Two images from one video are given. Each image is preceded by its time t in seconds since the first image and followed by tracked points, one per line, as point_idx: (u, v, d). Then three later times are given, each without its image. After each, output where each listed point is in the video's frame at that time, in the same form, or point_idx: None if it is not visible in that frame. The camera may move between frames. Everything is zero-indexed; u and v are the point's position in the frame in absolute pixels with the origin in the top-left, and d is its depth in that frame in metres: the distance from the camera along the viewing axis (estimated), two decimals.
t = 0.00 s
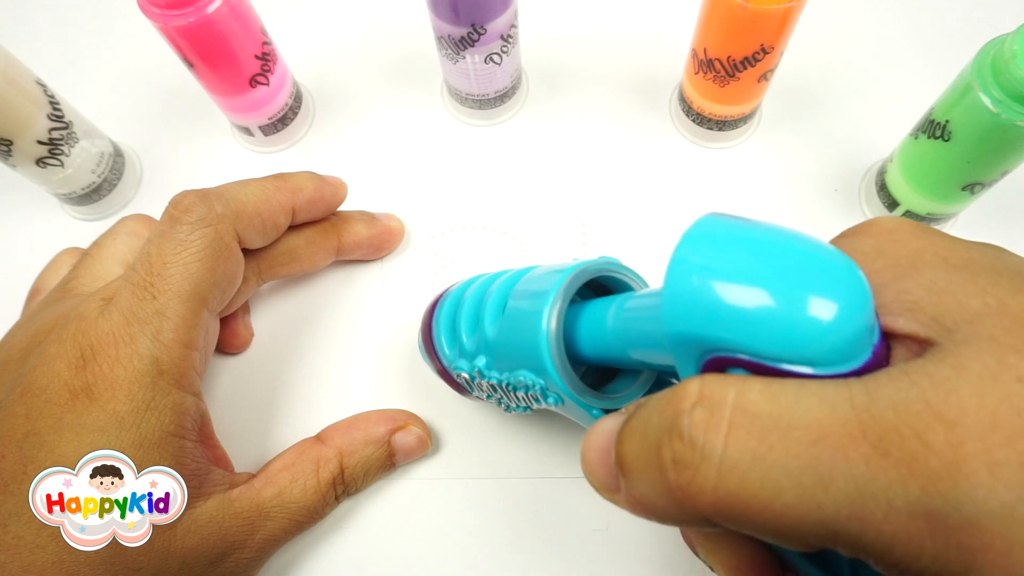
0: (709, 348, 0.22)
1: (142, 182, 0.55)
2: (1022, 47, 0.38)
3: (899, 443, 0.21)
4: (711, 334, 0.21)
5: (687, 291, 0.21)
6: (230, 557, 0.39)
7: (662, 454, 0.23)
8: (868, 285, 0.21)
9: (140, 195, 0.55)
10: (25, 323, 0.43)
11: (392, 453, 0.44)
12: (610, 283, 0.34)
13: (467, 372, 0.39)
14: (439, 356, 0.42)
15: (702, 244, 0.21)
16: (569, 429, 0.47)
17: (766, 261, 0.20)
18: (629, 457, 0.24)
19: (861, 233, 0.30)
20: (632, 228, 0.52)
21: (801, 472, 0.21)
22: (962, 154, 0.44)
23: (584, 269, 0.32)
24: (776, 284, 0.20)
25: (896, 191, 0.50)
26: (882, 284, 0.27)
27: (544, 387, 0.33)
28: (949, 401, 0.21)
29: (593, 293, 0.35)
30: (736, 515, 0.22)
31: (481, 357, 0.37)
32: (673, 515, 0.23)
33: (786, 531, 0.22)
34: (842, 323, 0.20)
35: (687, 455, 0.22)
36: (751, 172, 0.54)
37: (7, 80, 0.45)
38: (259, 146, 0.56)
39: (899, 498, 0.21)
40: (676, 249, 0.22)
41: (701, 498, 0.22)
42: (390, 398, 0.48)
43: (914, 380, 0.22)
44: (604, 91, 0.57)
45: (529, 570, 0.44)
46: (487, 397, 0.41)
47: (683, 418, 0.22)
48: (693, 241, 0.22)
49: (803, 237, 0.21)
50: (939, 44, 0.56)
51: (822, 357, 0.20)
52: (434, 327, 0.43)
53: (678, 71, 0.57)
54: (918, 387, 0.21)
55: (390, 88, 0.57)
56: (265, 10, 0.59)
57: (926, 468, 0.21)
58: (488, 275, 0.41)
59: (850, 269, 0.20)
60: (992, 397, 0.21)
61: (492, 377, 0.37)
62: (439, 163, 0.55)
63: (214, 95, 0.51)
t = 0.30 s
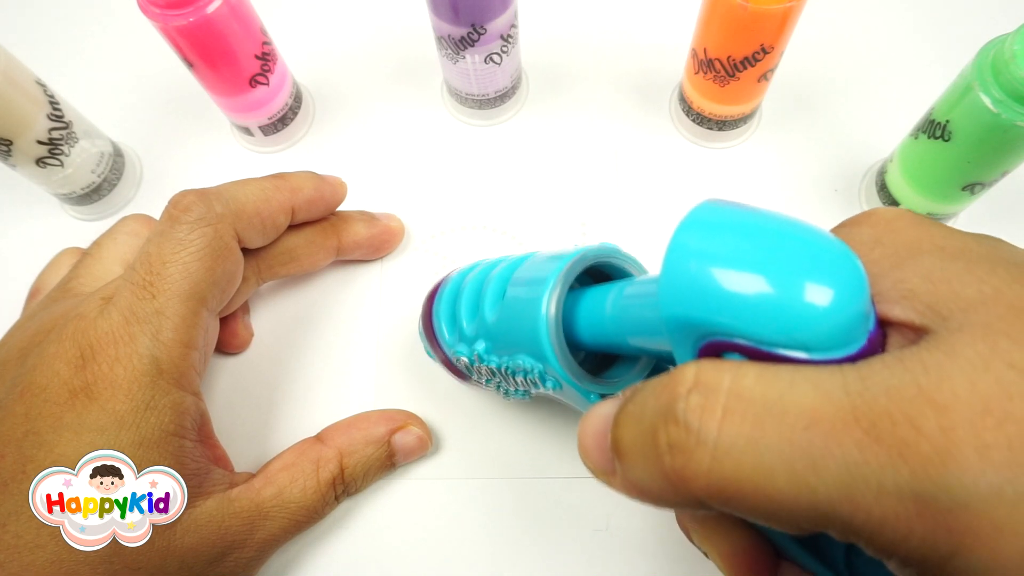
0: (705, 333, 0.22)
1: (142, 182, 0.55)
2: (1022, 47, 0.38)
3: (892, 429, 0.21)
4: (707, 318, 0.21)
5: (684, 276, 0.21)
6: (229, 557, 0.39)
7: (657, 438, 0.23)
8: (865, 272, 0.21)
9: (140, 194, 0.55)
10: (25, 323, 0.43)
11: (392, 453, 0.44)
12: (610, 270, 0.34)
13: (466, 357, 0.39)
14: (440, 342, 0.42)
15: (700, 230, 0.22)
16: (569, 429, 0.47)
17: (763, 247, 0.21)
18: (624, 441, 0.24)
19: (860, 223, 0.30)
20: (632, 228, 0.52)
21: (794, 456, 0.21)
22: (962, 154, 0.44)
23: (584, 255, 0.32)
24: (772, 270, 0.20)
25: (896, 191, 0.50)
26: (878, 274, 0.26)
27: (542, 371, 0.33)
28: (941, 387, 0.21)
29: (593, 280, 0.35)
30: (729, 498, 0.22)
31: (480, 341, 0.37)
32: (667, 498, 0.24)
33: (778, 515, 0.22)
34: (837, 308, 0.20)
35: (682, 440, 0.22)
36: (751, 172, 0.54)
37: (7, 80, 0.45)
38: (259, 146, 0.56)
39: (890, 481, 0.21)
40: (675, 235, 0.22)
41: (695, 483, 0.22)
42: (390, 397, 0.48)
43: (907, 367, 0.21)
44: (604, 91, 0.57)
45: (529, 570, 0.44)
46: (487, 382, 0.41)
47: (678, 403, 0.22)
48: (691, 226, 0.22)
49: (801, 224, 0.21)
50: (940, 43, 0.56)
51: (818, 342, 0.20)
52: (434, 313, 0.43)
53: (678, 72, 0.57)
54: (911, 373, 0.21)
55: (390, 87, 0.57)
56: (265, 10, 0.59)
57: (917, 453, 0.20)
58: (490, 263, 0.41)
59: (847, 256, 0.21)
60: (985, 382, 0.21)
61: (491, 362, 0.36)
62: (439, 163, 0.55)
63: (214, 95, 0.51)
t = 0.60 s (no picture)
0: (697, 311, 0.22)
1: (142, 182, 0.55)
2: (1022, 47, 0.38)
3: (875, 403, 0.21)
4: (699, 297, 0.22)
5: (677, 256, 0.22)
6: (228, 557, 0.39)
7: (648, 415, 0.23)
8: (854, 254, 0.21)
9: (140, 195, 0.55)
10: (25, 322, 0.43)
11: (391, 453, 0.44)
12: (604, 255, 0.34)
13: (463, 340, 0.39)
14: (438, 329, 0.42)
15: (694, 212, 0.22)
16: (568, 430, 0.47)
17: (754, 228, 0.21)
18: (615, 419, 0.25)
19: (852, 209, 0.29)
20: (632, 228, 0.52)
21: (780, 430, 0.21)
22: (962, 154, 0.44)
23: (578, 239, 0.32)
24: (763, 250, 0.21)
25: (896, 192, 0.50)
26: (867, 257, 0.26)
27: (537, 354, 0.33)
28: (924, 362, 0.21)
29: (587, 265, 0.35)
30: (716, 473, 0.22)
31: (477, 325, 0.37)
32: (657, 474, 0.24)
33: (764, 489, 0.22)
34: (826, 289, 0.20)
35: (671, 416, 0.22)
36: (751, 171, 0.54)
37: (6, 80, 0.45)
38: (259, 146, 0.56)
39: (872, 454, 0.21)
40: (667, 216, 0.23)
41: (684, 458, 0.22)
42: (390, 396, 0.48)
43: (891, 344, 0.22)
44: (604, 91, 0.57)
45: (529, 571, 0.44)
46: (484, 367, 0.41)
47: (668, 380, 0.22)
48: (685, 208, 0.23)
49: (793, 206, 0.22)
50: (939, 43, 0.56)
51: (807, 321, 0.21)
52: (432, 300, 0.42)
53: (678, 72, 0.57)
54: (895, 349, 0.21)
55: (390, 87, 0.57)
56: (266, 11, 0.59)
57: (899, 426, 0.21)
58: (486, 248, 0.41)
59: (837, 238, 0.21)
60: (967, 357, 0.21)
61: (487, 345, 0.36)
62: (439, 164, 0.55)
63: (214, 95, 0.51)
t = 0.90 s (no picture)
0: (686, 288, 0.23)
1: (142, 182, 0.55)
2: (1022, 47, 0.38)
3: (859, 375, 0.21)
4: (690, 273, 0.22)
5: (669, 233, 0.22)
6: (227, 557, 0.39)
7: (639, 388, 0.23)
8: (845, 233, 0.21)
9: (140, 195, 0.55)
10: (25, 322, 0.43)
11: (391, 454, 0.44)
12: (601, 237, 0.35)
13: (462, 321, 0.39)
14: (438, 312, 0.42)
15: (686, 190, 0.22)
16: (569, 429, 0.47)
17: (746, 206, 0.21)
18: (608, 394, 0.25)
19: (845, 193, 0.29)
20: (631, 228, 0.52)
21: (767, 403, 0.21)
22: (962, 154, 0.44)
23: (575, 221, 0.32)
24: (753, 226, 0.21)
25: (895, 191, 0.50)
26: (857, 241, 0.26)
27: (534, 333, 0.33)
28: (908, 335, 0.21)
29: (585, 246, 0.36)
30: (704, 445, 0.22)
31: (476, 305, 0.37)
32: (649, 448, 0.24)
33: (751, 462, 0.22)
34: (816, 266, 0.20)
35: (663, 389, 0.22)
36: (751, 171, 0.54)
37: (6, 80, 0.45)
38: (259, 146, 0.56)
39: (855, 424, 0.21)
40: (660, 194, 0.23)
41: (674, 431, 0.22)
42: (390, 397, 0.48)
43: (877, 318, 0.22)
44: (604, 90, 0.57)
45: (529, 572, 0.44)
46: (483, 347, 0.41)
47: (660, 354, 0.22)
48: (678, 186, 0.23)
49: (786, 185, 0.22)
50: (939, 42, 0.56)
51: (796, 297, 0.21)
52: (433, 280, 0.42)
53: (677, 71, 0.57)
54: (880, 324, 0.21)
55: (389, 86, 0.58)
56: (266, 13, 0.59)
57: (881, 397, 0.21)
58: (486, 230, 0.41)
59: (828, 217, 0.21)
60: (950, 331, 0.21)
61: (486, 325, 0.37)
62: (439, 164, 0.55)
63: (214, 95, 0.51)
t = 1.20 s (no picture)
0: (689, 258, 0.24)
1: (142, 182, 0.55)
2: (1023, 47, 0.38)
3: (851, 342, 0.21)
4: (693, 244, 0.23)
5: (674, 206, 0.23)
6: (228, 557, 0.39)
7: (637, 357, 0.24)
8: (842, 208, 0.22)
9: (140, 194, 0.55)
10: (26, 322, 0.43)
11: (391, 454, 0.44)
12: (603, 213, 0.36)
13: (467, 295, 0.40)
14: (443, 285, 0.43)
15: (691, 165, 0.23)
16: (572, 429, 0.47)
17: (748, 180, 0.22)
18: (607, 363, 0.26)
19: (849, 173, 0.30)
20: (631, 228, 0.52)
21: (761, 370, 0.22)
22: (961, 154, 0.44)
23: (578, 197, 0.33)
24: (755, 200, 0.22)
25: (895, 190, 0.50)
26: (856, 217, 0.27)
27: (537, 306, 0.34)
28: (901, 304, 0.22)
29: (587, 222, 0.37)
30: (699, 412, 0.23)
31: (481, 279, 0.38)
32: (644, 414, 0.25)
33: (744, 428, 0.23)
34: (813, 238, 0.21)
35: (659, 357, 0.23)
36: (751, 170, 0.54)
37: (6, 80, 0.45)
38: (259, 146, 0.56)
39: (845, 388, 0.21)
40: (663, 169, 0.24)
41: (670, 397, 0.23)
42: (391, 397, 0.48)
43: (870, 290, 0.22)
44: (604, 90, 0.57)
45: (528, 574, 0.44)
46: (487, 323, 0.42)
47: (658, 322, 0.23)
48: (684, 161, 0.24)
49: (788, 161, 0.23)
50: (939, 42, 0.56)
51: (794, 269, 0.22)
52: (439, 256, 0.43)
53: (677, 71, 0.57)
54: (873, 294, 0.22)
55: (389, 86, 0.58)
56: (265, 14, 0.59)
57: (872, 363, 0.21)
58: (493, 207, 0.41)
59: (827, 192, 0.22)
60: (942, 301, 0.22)
61: (490, 299, 0.38)
62: (438, 164, 0.55)
63: (214, 95, 0.51)
